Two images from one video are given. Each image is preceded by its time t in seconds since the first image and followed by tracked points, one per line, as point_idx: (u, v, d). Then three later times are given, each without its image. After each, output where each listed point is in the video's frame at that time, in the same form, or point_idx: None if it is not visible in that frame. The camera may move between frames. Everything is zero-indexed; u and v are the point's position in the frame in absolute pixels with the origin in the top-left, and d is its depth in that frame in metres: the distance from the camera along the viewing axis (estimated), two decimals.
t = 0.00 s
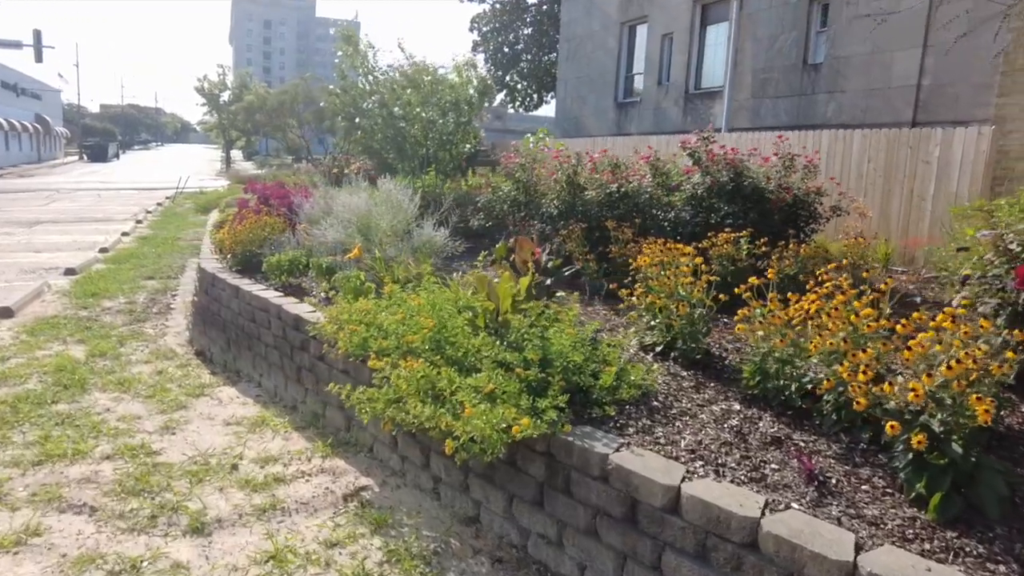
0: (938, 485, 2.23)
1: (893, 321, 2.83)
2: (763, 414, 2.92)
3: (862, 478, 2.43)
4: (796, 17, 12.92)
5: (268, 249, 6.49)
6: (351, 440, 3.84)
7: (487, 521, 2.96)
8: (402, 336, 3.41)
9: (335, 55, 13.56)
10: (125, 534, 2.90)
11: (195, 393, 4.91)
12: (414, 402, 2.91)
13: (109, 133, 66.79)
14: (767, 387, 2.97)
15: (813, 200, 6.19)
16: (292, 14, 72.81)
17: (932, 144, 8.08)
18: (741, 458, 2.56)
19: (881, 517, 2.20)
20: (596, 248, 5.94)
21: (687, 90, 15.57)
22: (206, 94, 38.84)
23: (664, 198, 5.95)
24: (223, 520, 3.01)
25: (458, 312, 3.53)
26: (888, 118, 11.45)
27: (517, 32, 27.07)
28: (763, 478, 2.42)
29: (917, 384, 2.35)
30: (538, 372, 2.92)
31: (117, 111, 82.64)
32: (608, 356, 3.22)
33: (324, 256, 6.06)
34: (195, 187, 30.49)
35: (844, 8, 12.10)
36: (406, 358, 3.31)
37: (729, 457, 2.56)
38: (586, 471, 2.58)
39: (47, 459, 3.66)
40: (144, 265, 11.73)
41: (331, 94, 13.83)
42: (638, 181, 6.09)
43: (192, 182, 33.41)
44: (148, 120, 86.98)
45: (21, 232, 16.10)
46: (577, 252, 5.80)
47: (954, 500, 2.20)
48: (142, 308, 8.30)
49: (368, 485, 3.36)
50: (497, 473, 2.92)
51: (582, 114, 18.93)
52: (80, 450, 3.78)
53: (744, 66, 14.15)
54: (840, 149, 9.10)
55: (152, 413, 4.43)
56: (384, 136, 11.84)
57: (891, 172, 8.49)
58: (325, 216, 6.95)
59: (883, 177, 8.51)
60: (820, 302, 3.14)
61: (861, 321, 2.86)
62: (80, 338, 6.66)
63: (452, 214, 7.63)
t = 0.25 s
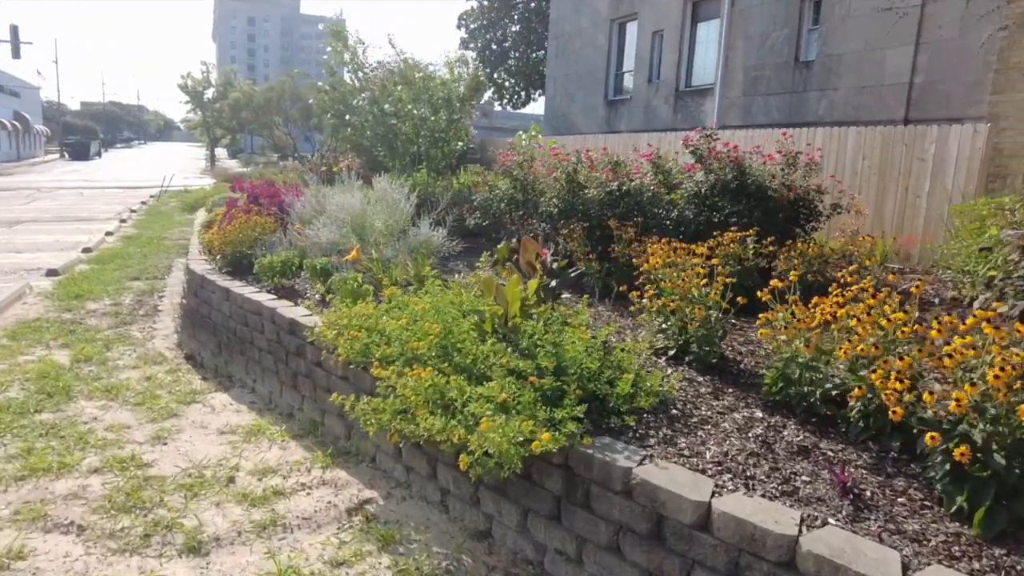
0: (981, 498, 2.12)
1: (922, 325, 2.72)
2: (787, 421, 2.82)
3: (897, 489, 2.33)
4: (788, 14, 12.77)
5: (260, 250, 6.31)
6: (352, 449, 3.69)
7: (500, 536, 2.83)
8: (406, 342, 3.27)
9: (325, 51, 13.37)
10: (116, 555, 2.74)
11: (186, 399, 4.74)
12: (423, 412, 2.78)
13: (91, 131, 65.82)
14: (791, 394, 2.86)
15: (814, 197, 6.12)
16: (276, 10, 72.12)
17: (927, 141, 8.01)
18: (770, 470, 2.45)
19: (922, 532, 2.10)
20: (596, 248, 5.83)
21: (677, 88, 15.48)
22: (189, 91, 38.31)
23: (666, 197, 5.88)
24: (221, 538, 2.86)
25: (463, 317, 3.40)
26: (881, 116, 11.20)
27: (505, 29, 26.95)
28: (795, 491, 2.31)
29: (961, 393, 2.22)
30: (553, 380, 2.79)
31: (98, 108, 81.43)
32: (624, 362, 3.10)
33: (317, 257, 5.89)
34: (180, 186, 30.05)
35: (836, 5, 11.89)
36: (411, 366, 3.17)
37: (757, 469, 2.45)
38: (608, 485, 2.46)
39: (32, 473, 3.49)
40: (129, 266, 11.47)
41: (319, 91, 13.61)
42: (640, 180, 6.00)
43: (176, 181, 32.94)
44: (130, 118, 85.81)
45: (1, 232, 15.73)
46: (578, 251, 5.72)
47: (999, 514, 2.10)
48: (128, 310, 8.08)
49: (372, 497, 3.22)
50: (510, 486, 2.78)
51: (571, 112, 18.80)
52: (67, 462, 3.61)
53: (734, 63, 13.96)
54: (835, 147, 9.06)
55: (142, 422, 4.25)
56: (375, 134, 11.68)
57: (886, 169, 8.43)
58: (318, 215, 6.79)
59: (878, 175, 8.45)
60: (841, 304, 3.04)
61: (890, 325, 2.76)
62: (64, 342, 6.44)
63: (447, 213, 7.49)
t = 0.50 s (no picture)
0: None
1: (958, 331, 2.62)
2: (817, 432, 2.72)
3: (940, 505, 2.22)
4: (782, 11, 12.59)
5: (254, 253, 6.12)
6: (357, 461, 3.54)
7: (518, 554, 2.70)
8: (415, 352, 3.14)
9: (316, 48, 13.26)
10: None
11: (179, 408, 4.56)
12: (438, 427, 2.64)
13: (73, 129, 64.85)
14: (821, 403, 2.77)
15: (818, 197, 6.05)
16: (262, 7, 71.37)
17: (926, 139, 7.93)
18: (806, 487, 2.34)
19: (973, 552, 2.00)
20: (600, 249, 5.72)
21: (670, 86, 15.39)
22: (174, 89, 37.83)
23: (671, 198, 5.81)
24: (223, 560, 2.71)
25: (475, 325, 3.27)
26: (876, 113, 11.05)
27: (494, 27, 26.83)
28: (834, 509, 2.21)
29: (1014, 406, 2.12)
30: (574, 391, 2.66)
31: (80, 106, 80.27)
32: (644, 371, 2.99)
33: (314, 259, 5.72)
34: (165, 185, 29.59)
35: (830, 3, 11.72)
36: (421, 377, 3.04)
37: (793, 486, 2.35)
38: (636, 503, 2.35)
39: (18, 491, 3.31)
40: (115, 267, 11.20)
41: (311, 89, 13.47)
42: (646, 180, 5.91)
43: (161, 180, 32.45)
44: (113, 116, 84.69)
45: None
46: (582, 254, 5.60)
47: None
48: (116, 314, 7.84)
49: (380, 513, 3.08)
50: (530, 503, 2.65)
51: (562, 110, 18.68)
52: (55, 478, 3.43)
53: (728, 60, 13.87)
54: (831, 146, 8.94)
55: (135, 433, 4.08)
56: (367, 133, 11.49)
57: (884, 168, 8.33)
58: (312, 216, 6.61)
59: (875, 174, 8.36)
60: (868, 310, 2.95)
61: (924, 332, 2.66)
62: (49, 348, 6.22)
63: (445, 213, 7.33)
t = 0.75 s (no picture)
0: None
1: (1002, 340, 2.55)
2: (853, 444, 2.61)
3: (993, 524, 2.13)
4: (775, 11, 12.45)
5: (250, 256, 5.95)
6: (366, 475, 3.42)
7: None
8: (429, 361, 3.00)
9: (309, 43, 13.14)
10: None
11: (175, 417, 4.39)
12: (460, 442, 2.50)
13: (54, 127, 63.81)
14: (856, 415, 2.66)
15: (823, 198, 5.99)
16: (247, 5, 70.66)
17: (924, 140, 7.82)
18: (850, 503, 2.24)
19: None
20: (605, 252, 5.60)
21: (662, 86, 15.31)
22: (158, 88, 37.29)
23: (678, 199, 5.70)
24: None
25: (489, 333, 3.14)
26: (871, 113, 10.91)
27: (483, 26, 26.70)
28: (882, 528, 2.10)
29: None
30: (602, 405, 2.54)
31: (61, 104, 79.05)
32: (670, 381, 2.89)
33: (312, 262, 5.56)
34: (151, 185, 29.14)
35: (824, 4, 11.60)
36: (437, 388, 2.90)
37: (836, 503, 2.24)
38: (673, 523, 2.23)
39: (8, 510, 3.13)
40: (102, 269, 10.94)
41: (306, 86, 13.36)
42: (652, 181, 5.83)
43: (146, 180, 31.94)
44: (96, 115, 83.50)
45: None
46: (588, 256, 5.49)
47: None
48: (103, 318, 7.60)
49: (394, 532, 2.96)
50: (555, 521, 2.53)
51: (553, 110, 18.55)
52: (47, 496, 3.25)
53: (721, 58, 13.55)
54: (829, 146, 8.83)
55: (130, 445, 3.90)
56: (362, 132, 11.34)
57: (882, 168, 8.21)
58: (309, 218, 6.44)
59: (874, 174, 8.24)
60: (901, 318, 2.85)
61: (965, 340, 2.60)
62: (36, 355, 6.00)
63: (444, 214, 7.19)
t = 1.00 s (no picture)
0: None
1: None
2: (890, 456, 2.52)
3: None
4: (768, 11, 12.37)
5: (246, 258, 5.79)
6: (376, 489, 3.28)
7: None
8: (446, 370, 2.87)
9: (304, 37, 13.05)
10: None
11: (171, 428, 4.22)
12: (485, 457, 2.37)
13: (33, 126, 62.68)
14: (892, 425, 2.58)
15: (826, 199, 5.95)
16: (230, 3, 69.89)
17: (921, 141, 7.74)
18: (898, 519, 2.14)
19: None
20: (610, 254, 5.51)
21: (653, 85, 15.22)
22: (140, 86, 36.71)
23: (684, 199, 5.61)
24: None
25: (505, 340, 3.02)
26: (863, 113, 10.83)
27: (471, 25, 26.56)
28: (936, 547, 2.00)
29: None
30: (633, 416, 2.43)
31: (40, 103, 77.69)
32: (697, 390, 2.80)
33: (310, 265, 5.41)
34: (134, 185, 28.68)
35: (816, 4, 11.52)
36: (456, 399, 2.77)
37: (883, 519, 2.14)
38: (714, 543, 2.12)
39: None
40: (86, 271, 10.66)
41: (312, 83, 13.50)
42: (658, 180, 5.77)
43: (129, 180, 31.41)
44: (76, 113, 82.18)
45: None
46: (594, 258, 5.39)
47: None
48: (91, 323, 7.37)
49: (410, 550, 2.84)
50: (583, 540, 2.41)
51: (542, 110, 18.41)
52: (39, 514, 3.08)
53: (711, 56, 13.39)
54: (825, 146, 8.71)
55: (125, 458, 3.73)
56: (357, 130, 11.19)
57: (878, 169, 8.11)
58: (305, 219, 6.29)
59: (870, 174, 8.13)
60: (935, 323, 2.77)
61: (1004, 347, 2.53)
62: (21, 361, 5.78)
63: (442, 215, 7.05)
